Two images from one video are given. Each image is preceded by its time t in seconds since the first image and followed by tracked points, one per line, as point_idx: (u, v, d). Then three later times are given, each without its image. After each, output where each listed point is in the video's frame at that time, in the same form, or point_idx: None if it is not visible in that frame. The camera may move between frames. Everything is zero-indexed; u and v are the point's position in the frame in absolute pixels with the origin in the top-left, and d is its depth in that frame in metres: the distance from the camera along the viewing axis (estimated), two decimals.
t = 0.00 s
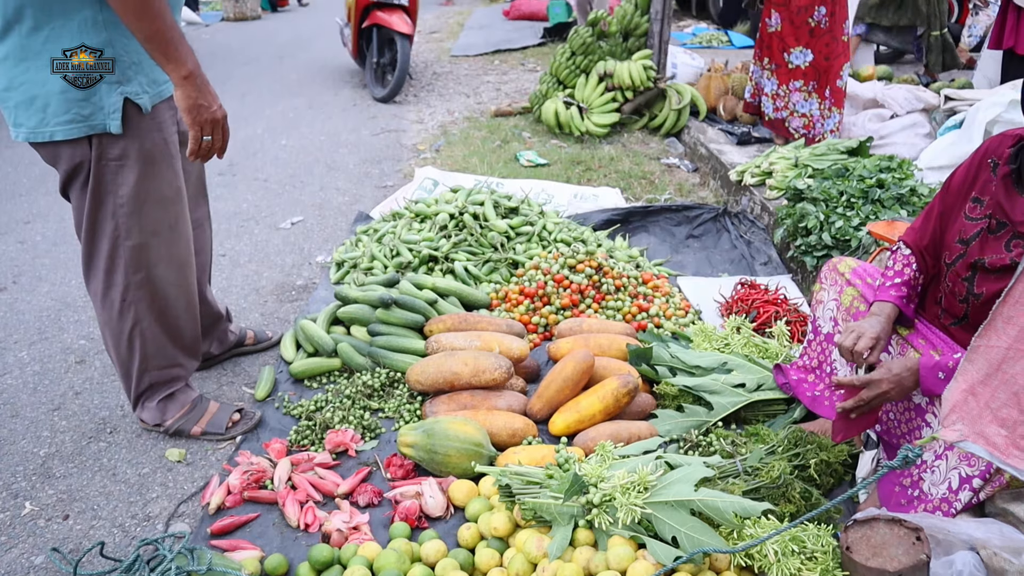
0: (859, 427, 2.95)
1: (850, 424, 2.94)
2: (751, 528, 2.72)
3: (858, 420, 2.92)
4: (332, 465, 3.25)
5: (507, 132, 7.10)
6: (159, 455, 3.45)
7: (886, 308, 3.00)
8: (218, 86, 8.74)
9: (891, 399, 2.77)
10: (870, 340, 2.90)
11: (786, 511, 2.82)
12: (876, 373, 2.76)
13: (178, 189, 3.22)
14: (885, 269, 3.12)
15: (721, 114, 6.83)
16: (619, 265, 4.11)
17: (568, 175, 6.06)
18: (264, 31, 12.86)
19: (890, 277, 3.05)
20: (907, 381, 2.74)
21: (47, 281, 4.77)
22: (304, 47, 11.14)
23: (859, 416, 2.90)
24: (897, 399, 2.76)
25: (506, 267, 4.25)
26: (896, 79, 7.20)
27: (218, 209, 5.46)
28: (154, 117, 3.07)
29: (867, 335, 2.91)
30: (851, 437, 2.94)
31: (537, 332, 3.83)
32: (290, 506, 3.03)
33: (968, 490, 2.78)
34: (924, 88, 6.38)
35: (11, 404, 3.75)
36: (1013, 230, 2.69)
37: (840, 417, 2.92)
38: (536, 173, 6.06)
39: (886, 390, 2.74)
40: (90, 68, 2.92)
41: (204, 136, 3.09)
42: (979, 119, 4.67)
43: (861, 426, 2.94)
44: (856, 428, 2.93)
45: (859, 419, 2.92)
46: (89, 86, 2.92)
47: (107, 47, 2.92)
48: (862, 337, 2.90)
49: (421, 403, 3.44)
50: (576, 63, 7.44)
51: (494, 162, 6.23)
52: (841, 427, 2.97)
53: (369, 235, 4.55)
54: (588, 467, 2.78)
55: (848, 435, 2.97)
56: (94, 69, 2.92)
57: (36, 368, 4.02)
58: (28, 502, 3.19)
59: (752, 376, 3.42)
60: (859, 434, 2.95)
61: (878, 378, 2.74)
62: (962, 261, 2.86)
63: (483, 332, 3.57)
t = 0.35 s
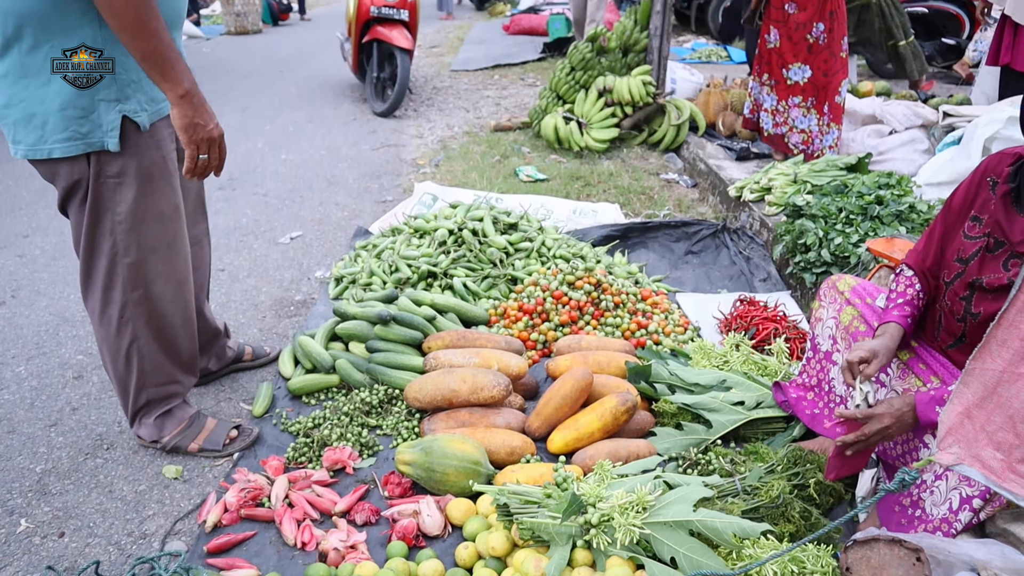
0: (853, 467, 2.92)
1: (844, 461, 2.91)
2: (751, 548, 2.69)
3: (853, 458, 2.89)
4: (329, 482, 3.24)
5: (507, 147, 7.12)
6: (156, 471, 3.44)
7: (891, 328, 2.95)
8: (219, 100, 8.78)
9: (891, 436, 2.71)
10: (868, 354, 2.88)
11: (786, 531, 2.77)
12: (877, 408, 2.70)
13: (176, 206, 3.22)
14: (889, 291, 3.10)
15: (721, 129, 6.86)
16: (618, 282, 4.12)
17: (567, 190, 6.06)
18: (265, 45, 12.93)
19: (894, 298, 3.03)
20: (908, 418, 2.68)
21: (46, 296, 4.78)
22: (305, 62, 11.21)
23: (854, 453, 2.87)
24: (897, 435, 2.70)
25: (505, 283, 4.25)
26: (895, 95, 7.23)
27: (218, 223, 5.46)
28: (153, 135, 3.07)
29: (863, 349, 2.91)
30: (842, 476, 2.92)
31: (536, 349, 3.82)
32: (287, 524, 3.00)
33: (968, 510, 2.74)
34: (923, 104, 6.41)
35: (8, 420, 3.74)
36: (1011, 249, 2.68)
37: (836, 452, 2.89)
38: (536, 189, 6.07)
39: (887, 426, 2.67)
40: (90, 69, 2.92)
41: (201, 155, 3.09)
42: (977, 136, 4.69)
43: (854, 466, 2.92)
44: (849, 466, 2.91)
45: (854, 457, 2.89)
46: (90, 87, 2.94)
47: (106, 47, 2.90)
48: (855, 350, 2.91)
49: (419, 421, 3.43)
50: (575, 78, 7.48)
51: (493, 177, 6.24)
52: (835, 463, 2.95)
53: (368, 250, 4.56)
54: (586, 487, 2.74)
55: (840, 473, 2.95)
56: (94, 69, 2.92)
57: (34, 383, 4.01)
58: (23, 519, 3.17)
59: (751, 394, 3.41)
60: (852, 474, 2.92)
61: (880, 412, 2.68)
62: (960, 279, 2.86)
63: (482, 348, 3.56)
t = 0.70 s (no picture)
0: (860, 527, 2.91)
1: (852, 518, 2.90)
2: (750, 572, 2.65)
3: (861, 515, 2.88)
4: (326, 504, 3.22)
5: (506, 166, 7.13)
6: (153, 492, 3.42)
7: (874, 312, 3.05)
8: (218, 117, 8.81)
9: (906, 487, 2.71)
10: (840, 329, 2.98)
11: (785, 554, 2.71)
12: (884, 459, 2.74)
13: (174, 227, 3.22)
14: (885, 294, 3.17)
15: (720, 148, 6.89)
16: (616, 302, 4.12)
17: (566, 209, 6.07)
18: (265, 62, 13.00)
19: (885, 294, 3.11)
20: (917, 465, 2.69)
21: (44, 313, 4.77)
22: (306, 79, 11.26)
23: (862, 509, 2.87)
24: (911, 484, 2.69)
25: (504, 302, 4.25)
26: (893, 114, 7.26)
27: (217, 241, 5.47)
28: (152, 156, 3.09)
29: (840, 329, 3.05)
30: (851, 534, 2.91)
31: (533, 369, 3.81)
32: (284, 546, 2.97)
33: (969, 535, 2.73)
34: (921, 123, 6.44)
35: (4, 439, 3.72)
36: (1012, 268, 2.64)
37: (845, 508, 2.87)
38: (535, 207, 6.07)
39: (898, 473, 2.69)
40: (89, 68, 2.89)
41: (196, 176, 3.09)
42: (975, 155, 4.71)
43: (862, 525, 2.91)
44: (858, 523, 2.90)
45: (861, 515, 2.89)
46: (90, 86, 2.92)
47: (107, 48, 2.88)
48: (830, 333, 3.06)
49: (417, 442, 3.42)
50: (575, 97, 7.51)
51: (492, 196, 6.24)
52: (843, 520, 2.92)
53: (366, 270, 4.57)
54: (584, 510, 2.70)
55: (847, 530, 2.92)
56: (94, 69, 2.90)
57: (31, 402, 4.00)
58: (18, 540, 3.14)
59: (750, 415, 3.40)
60: (859, 533, 2.90)
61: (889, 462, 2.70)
62: (961, 296, 2.82)
63: (480, 369, 3.56)
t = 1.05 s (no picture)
0: (857, 545, 2.85)
1: (848, 536, 2.85)
2: None
3: (858, 532, 2.83)
4: (324, 522, 3.19)
5: (505, 181, 7.15)
6: (149, 510, 3.41)
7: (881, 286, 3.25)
8: (218, 132, 8.85)
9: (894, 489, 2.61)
10: (851, 287, 3.18)
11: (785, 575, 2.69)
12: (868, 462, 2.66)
13: (173, 245, 3.22)
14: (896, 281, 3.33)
15: (719, 164, 6.91)
16: (615, 319, 4.13)
17: (565, 225, 6.07)
18: (266, 77, 13.07)
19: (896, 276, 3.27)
20: (903, 467, 2.58)
21: (43, 329, 4.77)
22: (306, 94, 11.32)
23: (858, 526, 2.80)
24: (899, 485, 2.60)
25: (503, 319, 4.25)
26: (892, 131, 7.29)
27: (216, 256, 5.47)
28: (152, 175, 3.09)
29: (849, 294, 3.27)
30: (848, 552, 2.85)
31: (532, 387, 3.81)
32: (281, 566, 2.95)
33: (969, 557, 2.67)
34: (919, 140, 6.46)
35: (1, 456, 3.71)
36: (1013, 282, 2.61)
37: (841, 523, 2.83)
38: (535, 224, 6.08)
39: (882, 478, 2.60)
40: (90, 68, 2.85)
41: (200, 194, 3.09)
42: (974, 171, 4.71)
43: (859, 543, 2.84)
44: (855, 542, 2.84)
45: (859, 532, 2.83)
46: (90, 87, 2.89)
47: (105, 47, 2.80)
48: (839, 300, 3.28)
49: (415, 460, 3.41)
50: (575, 113, 7.55)
51: (492, 212, 6.25)
52: (840, 538, 2.87)
53: (365, 286, 4.59)
54: (582, 531, 2.71)
55: (844, 548, 2.87)
56: (94, 69, 2.85)
57: (28, 418, 3.99)
58: (13, 558, 3.12)
59: (750, 434, 3.39)
60: (856, 551, 2.85)
61: (871, 467, 2.62)
62: (960, 306, 2.82)
63: (478, 387, 3.55)
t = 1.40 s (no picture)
0: (858, 564, 2.77)
1: (849, 554, 2.77)
2: None
3: (859, 551, 2.76)
4: (322, 540, 3.17)
5: (505, 196, 7.16)
6: (147, 526, 3.39)
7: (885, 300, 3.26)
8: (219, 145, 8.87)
9: (878, 401, 2.74)
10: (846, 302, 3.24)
11: None
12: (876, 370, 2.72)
13: (174, 261, 3.22)
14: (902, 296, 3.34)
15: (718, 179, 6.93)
16: (615, 335, 4.13)
17: (565, 240, 6.08)
18: (267, 91, 13.12)
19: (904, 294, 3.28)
20: (898, 394, 2.67)
21: (41, 343, 4.77)
22: (307, 108, 11.37)
23: (860, 544, 2.73)
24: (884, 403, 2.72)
25: (502, 334, 4.25)
26: (891, 146, 7.31)
27: (216, 271, 5.47)
28: (153, 191, 3.09)
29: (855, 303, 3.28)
30: (849, 572, 2.76)
31: (532, 404, 3.80)
32: None
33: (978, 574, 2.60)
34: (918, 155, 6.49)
35: None
36: (1016, 299, 2.65)
37: (842, 541, 2.75)
38: (534, 238, 6.09)
39: (877, 389, 2.70)
40: (90, 69, 2.81)
41: (209, 208, 3.10)
42: (973, 187, 4.73)
43: (860, 562, 2.77)
44: (855, 561, 2.76)
45: (860, 551, 2.76)
46: (90, 86, 2.86)
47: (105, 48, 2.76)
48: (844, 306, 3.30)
49: (414, 477, 3.40)
50: (575, 128, 7.57)
51: (491, 226, 6.25)
52: (840, 557, 2.79)
53: (365, 300, 4.59)
54: (581, 551, 2.71)
55: (844, 568, 2.79)
56: (94, 69, 2.81)
57: (26, 433, 3.98)
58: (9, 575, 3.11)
59: (750, 451, 3.38)
60: (857, 571, 2.77)
61: (877, 375, 2.69)
62: (961, 321, 2.84)
63: (478, 404, 3.55)
